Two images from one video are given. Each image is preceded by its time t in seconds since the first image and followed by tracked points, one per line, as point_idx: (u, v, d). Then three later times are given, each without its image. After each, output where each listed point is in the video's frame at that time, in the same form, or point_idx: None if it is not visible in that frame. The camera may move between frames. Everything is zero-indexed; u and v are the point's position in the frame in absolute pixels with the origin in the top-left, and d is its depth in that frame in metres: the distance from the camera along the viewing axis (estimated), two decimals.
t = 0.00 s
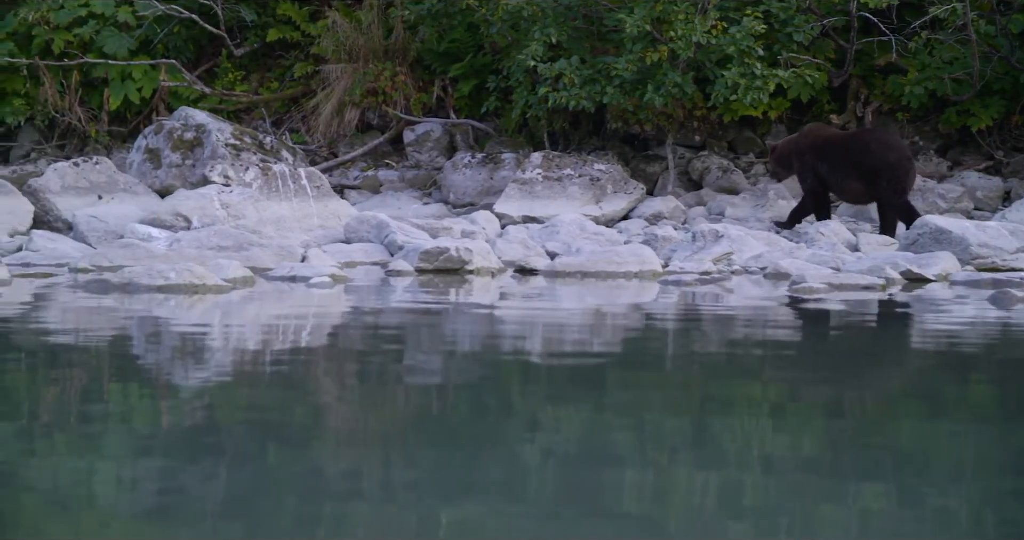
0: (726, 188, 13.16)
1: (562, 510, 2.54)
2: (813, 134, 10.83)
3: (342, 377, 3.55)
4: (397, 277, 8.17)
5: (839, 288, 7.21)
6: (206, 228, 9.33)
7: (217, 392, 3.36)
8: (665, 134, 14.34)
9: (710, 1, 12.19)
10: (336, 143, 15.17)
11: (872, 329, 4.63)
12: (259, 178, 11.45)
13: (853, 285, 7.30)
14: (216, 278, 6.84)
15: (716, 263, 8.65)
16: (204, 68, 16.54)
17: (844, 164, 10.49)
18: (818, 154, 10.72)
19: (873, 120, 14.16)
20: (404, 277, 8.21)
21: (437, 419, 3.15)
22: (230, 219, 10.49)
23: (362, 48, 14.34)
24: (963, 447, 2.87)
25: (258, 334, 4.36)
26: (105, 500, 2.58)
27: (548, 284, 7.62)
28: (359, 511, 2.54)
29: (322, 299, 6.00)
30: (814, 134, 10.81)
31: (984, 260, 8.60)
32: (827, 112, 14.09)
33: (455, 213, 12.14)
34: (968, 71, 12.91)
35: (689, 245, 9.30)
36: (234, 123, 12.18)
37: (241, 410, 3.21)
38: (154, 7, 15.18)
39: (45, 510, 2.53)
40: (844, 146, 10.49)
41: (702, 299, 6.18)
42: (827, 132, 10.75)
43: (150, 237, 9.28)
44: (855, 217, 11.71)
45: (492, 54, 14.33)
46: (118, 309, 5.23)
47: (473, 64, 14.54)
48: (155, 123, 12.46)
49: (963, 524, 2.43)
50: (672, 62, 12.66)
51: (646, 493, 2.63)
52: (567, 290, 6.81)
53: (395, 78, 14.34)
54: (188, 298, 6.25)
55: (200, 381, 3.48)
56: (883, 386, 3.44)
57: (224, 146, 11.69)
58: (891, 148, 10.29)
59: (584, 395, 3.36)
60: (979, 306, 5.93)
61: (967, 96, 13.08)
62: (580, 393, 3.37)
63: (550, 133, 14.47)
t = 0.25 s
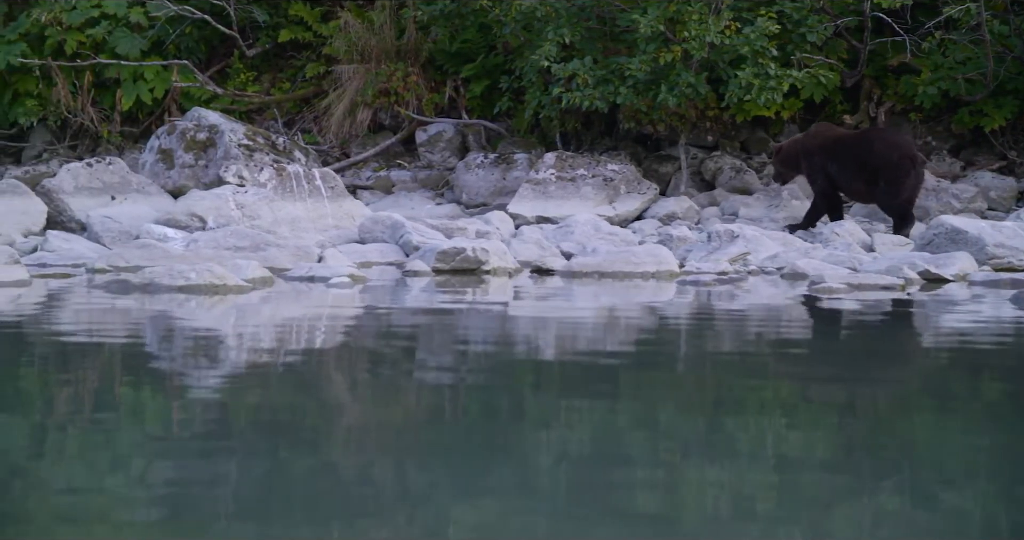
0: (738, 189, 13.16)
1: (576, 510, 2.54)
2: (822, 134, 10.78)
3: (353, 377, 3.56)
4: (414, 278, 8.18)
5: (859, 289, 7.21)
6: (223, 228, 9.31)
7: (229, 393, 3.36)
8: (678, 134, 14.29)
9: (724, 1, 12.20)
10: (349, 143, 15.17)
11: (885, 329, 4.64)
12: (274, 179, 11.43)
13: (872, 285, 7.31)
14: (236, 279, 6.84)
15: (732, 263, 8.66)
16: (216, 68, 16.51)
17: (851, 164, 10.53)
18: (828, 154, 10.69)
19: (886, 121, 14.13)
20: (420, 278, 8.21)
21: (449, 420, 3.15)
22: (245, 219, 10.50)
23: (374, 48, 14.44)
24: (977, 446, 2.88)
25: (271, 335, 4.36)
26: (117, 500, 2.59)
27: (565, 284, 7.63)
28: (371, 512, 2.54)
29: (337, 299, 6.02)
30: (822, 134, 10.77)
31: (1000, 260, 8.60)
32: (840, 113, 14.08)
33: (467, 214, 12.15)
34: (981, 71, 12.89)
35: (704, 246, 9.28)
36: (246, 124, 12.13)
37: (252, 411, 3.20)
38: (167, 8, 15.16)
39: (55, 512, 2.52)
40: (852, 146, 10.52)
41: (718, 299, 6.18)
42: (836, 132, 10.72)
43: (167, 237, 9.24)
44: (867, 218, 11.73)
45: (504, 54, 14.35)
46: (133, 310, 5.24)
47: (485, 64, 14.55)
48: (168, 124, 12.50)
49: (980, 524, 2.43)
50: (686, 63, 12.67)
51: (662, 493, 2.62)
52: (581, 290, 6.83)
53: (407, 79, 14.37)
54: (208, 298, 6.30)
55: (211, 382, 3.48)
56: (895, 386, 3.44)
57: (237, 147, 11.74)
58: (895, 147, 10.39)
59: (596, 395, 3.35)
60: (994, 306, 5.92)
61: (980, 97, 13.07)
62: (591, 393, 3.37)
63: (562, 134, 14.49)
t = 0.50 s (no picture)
0: (752, 189, 13.17)
1: (588, 510, 2.54)
2: (834, 133, 10.94)
3: (365, 377, 3.57)
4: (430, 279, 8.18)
5: (878, 289, 7.23)
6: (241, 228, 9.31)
7: (242, 393, 3.37)
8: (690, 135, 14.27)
9: (738, 1, 12.20)
10: (360, 144, 15.21)
11: (898, 329, 4.65)
12: (289, 179, 11.42)
13: (892, 286, 7.32)
14: (257, 280, 6.82)
15: (749, 263, 8.67)
16: (228, 68, 16.51)
17: (857, 162, 10.63)
18: (837, 154, 10.85)
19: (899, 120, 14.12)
20: (437, 278, 8.22)
21: (461, 420, 3.15)
22: (261, 219, 10.50)
23: (386, 49, 14.45)
24: (989, 445, 2.88)
25: (285, 334, 4.37)
26: (131, 499, 2.59)
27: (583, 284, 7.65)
28: (383, 511, 2.54)
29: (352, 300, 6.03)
30: (835, 133, 10.92)
31: (1017, 259, 8.60)
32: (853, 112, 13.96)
33: (483, 214, 12.17)
34: (995, 70, 12.88)
35: (720, 246, 9.27)
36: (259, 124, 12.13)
37: (264, 410, 3.21)
38: (179, 8, 15.14)
39: (67, 511, 2.53)
40: (860, 144, 10.61)
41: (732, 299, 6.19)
42: (843, 131, 10.87)
43: (183, 238, 9.28)
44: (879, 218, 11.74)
45: (517, 54, 14.38)
46: (149, 310, 5.26)
47: (497, 65, 14.59)
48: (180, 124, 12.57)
49: (993, 524, 2.43)
50: (700, 64, 12.68)
51: (673, 492, 2.62)
52: (594, 289, 6.84)
53: (419, 79, 14.36)
54: (229, 297, 6.33)
55: (223, 382, 3.49)
56: (908, 386, 3.44)
57: (250, 147, 11.80)
58: (899, 145, 10.39)
59: (607, 395, 3.36)
60: (1009, 306, 5.92)
61: (994, 97, 13.06)
62: (603, 393, 3.37)
63: (575, 134, 14.54)
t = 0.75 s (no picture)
0: (761, 189, 13.21)
1: (598, 509, 2.54)
2: (839, 133, 11.00)
3: (375, 378, 3.57)
4: (444, 279, 8.20)
5: (895, 289, 7.26)
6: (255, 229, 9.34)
7: (249, 393, 3.37)
8: (700, 135, 14.12)
9: (749, 2, 12.22)
10: (369, 144, 15.28)
11: (906, 329, 4.67)
12: (300, 178, 11.74)
13: (909, 286, 7.36)
14: (276, 280, 6.85)
15: (763, 263, 8.67)
16: (237, 69, 16.53)
17: (860, 162, 10.67)
18: (842, 153, 10.92)
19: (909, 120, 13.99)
20: (451, 278, 8.24)
21: (470, 421, 3.15)
22: (272, 219, 10.65)
23: (395, 50, 14.68)
24: (1000, 447, 2.88)
25: (296, 334, 4.39)
26: (137, 498, 2.59)
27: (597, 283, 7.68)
28: (394, 511, 2.54)
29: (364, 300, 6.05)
30: (841, 133, 10.98)
31: None
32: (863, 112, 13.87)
33: (493, 214, 12.25)
34: (1006, 70, 12.88)
35: (732, 246, 9.26)
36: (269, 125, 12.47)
37: (273, 410, 3.21)
38: (188, 9, 15.15)
39: (76, 510, 2.52)
40: (864, 144, 10.66)
41: (744, 299, 6.22)
42: (846, 131, 10.95)
43: (196, 238, 9.29)
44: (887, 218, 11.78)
45: (526, 55, 14.58)
46: (162, 310, 5.27)
47: (506, 65, 14.73)
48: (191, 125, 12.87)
49: (1006, 525, 2.43)
50: (711, 64, 12.71)
51: (684, 493, 2.62)
52: (606, 290, 6.86)
53: (429, 78, 14.67)
54: (246, 298, 6.34)
55: (232, 382, 3.49)
56: (918, 387, 3.45)
57: (260, 147, 12.06)
58: (901, 146, 10.40)
59: (617, 396, 3.36)
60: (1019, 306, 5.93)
61: (1005, 97, 13.07)
62: (612, 394, 3.38)
63: (584, 134, 14.61)
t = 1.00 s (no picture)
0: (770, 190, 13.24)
1: (608, 509, 2.54)
2: (842, 132, 11.09)
3: (383, 378, 3.57)
4: (455, 279, 8.20)
5: (909, 289, 7.28)
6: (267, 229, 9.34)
7: (257, 394, 3.36)
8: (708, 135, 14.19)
9: (759, 2, 12.25)
10: (377, 145, 15.36)
11: (914, 329, 4.69)
12: (310, 179, 11.94)
13: (923, 285, 7.38)
14: (292, 280, 6.86)
15: (775, 263, 8.69)
16: (245, 68, 16.54)
17: (863, 163, 10.74)
18: (843, 153, 10.99)
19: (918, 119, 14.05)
20: (464, 278, 8.24)
21: (478, 421, 3.15)
22: (284, 218, 10.68)
23: (405, 50, 14.68)
24: (1009, 447, 2.88)
25: (306, 335, 4.39)
26: (145, 498, 2.58)
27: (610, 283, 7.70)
28: (403, 511, 2.53)
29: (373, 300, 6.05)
30: (844, 133, 11.05)
31: None
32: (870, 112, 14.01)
33: (503, 214, 12.29)
34: (1015, 70, 12.91)
35: (743, 247, 9.27)
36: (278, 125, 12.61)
37: (281, 410, 3.21)
38: (197, 9, 15.14)
39: (85, 510, 2.52)
40: (867, 144, 10.74)
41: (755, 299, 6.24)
42: (846, 130, 11.07)
43: (209, 238, 9.27)
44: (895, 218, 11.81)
45: (536, 56, 14.71)
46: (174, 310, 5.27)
47: (514, 65, 14.82)
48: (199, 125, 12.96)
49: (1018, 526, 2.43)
50: (720, 65, 12.75)
51: (694, 493, 2.62)
52: (617, 290, 6.88)
53: (437, 79, 14.68)
54: (263, 297, 6.34)
55: (241, 383, 3.49)
56: (926, 387, 3.45)
57: (269, 147, 12.18)
58: (903, 147, 10.48)
59: (625, 396, 3.36)
60: None
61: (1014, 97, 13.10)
62: (620, 394, 3.38)
63: (592, 134, 14.70)
